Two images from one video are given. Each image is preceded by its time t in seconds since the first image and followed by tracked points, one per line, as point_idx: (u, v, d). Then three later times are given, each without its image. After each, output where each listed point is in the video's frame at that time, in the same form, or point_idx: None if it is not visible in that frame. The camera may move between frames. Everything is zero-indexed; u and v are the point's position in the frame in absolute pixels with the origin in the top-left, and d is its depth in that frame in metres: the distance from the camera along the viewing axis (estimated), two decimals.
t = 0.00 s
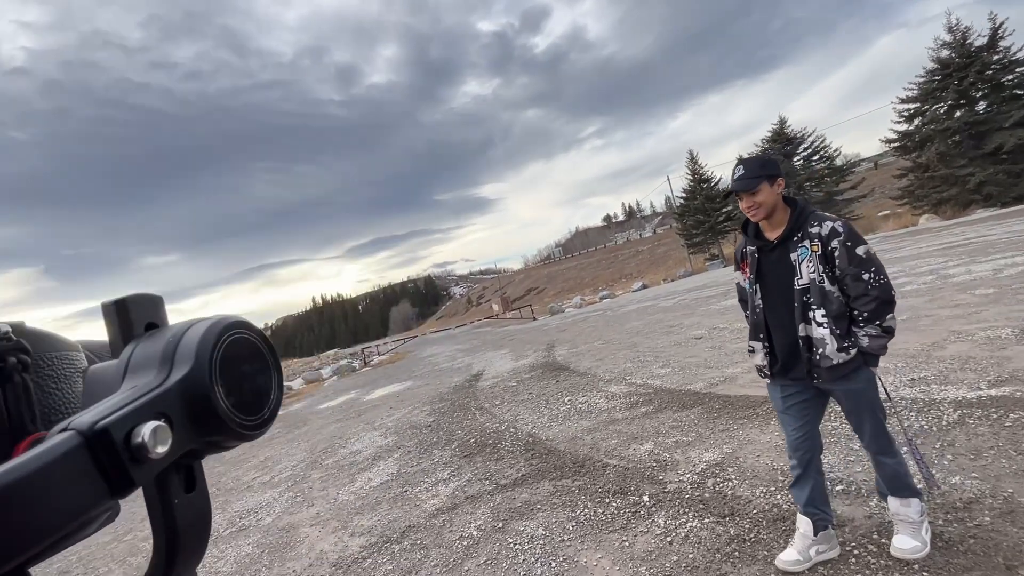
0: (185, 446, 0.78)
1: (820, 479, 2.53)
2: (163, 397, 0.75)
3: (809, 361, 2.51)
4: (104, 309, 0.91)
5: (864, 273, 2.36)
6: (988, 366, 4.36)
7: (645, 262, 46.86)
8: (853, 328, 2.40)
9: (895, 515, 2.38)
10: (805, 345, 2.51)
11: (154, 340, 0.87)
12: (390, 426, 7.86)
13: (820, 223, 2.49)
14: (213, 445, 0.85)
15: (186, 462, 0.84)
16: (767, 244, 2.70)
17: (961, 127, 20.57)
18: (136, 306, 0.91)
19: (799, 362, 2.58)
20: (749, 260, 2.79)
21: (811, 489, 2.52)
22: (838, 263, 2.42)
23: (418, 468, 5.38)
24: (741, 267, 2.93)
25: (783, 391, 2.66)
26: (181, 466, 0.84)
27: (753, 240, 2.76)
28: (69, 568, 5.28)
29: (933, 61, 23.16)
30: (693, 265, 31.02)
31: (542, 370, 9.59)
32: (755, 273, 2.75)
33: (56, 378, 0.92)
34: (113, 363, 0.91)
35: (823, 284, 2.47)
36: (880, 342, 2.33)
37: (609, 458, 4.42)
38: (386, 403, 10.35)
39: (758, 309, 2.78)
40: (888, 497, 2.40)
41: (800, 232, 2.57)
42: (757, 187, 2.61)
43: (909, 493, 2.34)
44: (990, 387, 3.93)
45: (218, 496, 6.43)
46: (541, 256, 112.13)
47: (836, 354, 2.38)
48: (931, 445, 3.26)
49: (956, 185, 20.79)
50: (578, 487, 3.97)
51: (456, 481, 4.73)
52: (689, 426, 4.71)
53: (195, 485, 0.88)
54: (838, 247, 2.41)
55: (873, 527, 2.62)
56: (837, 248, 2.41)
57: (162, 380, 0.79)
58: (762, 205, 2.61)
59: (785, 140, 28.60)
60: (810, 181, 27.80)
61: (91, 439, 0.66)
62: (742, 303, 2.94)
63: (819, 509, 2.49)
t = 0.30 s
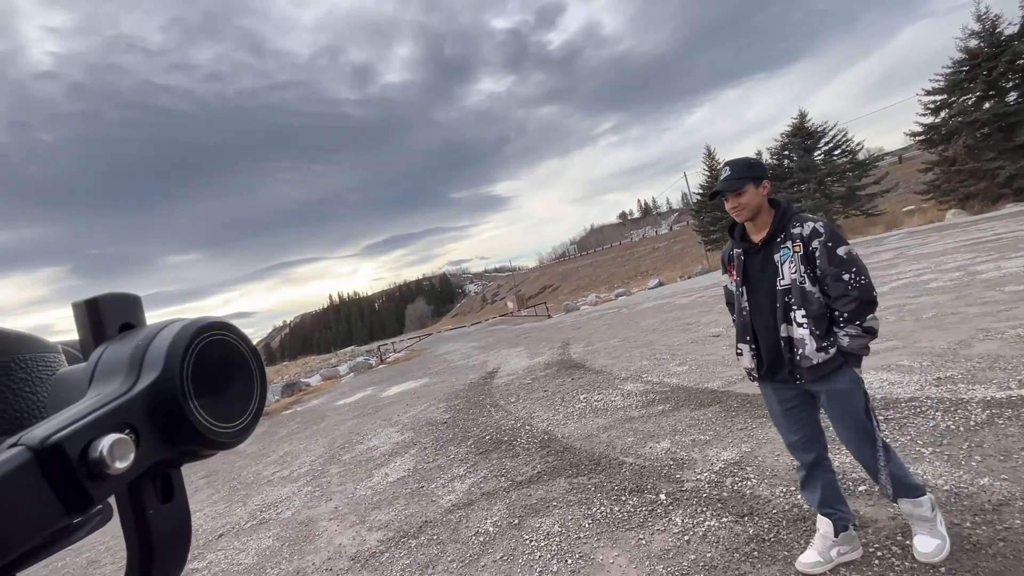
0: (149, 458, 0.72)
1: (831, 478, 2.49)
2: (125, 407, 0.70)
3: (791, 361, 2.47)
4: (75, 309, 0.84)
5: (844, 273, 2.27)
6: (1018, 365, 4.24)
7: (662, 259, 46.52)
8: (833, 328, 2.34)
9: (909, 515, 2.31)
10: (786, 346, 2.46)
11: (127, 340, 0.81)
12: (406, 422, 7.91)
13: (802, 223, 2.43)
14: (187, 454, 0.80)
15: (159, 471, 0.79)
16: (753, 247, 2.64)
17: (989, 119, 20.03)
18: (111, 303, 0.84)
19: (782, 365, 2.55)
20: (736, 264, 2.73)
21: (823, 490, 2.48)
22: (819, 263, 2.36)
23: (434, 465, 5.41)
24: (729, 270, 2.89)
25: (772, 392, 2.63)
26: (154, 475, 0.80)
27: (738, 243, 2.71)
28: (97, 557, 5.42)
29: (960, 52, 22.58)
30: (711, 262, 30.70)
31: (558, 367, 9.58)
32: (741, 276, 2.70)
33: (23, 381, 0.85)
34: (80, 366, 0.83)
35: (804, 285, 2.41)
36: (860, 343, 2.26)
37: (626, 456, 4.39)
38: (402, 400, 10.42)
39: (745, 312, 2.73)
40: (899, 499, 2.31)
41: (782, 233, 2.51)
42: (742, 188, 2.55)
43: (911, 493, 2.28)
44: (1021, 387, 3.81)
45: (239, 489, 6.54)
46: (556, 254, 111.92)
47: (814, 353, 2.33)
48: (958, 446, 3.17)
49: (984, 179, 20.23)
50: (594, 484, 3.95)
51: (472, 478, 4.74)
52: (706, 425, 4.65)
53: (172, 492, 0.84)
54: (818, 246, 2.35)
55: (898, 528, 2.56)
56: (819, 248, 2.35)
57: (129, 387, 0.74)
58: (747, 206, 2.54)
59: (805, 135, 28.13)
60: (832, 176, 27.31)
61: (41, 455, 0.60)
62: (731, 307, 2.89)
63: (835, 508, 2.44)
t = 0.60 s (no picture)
0: (222, 437, 0.85)
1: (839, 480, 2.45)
2: (200, 392, 0.82)
3: (790, 364, 2.42)
4: (144, 302, 0.98)
5: (841, 274, 2.24)
6: None
7: (669, 258, 46.28)
8: (831, 329, 2.32)
9: (878, 543, 2.24)
10: (783, 349, 2.44)
11: (195, 333, 0.93)
12: (414, 422, 7.92)
13: (796, 225, 2.40)
14: (247, 439, 0.91)
15: (222, 454, 0.90)
16: (747, 250, 2.63)
17: (1004, 116, 19.77)
18: (176, 302, 0.98)
19: (781, 369, 2.51)
20: (732, 268, 2.72)
21: (831, 491, 2.44)
22: (816, 266, 2.32)
23: (441, 463, 5.42)
24: (727, 273, 2.87)
25: (774, 396, 2.60)
26: (218, 458, 0.90)
27: (733, 246, 2.69)
28: (108, 554, 5.47)
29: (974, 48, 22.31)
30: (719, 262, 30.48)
31: (565, 367, 9.55)
32: (738, 280, 2.69)
33: (99, 371, 0.98)
34: (150, 355, 0.96)
35: (799, 288, 2.38)
36: (857, 344, 2.23)
37: (633, 455, 4.37)
38: (409, 400, 10.42)
39: (743, 316, 2.70)
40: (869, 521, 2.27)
41: (777, 236, 2.47)
42: (737, 189, 2.53)
43: (887, 517, 2.21)
44: None
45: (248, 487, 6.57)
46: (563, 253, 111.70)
47: (812, 356, 2.31)
48: (971, 447, 3.13)
49: (998, 176, 19.98)
50: (601, 484, 3.95)
51: (479, 477, 4.74)
52: (715, 425, 4.63)
53: (231, 478, 0.95)
54: (815, 248, 2.32)
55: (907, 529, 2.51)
56: (814, 250, 2.32)
57: (200, 374, 0.86)
58: (741, 209, 2.53)
59: (815, 133, 27.88)
60: (842, 174, 27.05)
61: (135, 430, 0.73)
62: (729, 309, 2.88)
63: (846, 510, 2.41)
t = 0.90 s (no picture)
0: (233, 416, 0.82)
1: (842, 483, 2.44)
2: (210, 371, 0.80)
3: (787, 368, 2.42)
4: (154, 289, 0.96)
5: (840, 277, 2.21)
6: None
7: (670, 259, 46.32)
8: (831, 334, 2.28)
9: (872, 554, 2.22)
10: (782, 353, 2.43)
11: (205, 316, 0.91)
12: (414, 422, 7.93)
13: (795, 227, 2.38)
14: (257, 422, 0.89)
15: (230, 438, 0.86)
16: (748, 250, 2.62)
17: (1005, 116, 19.79)
18: (186, 287, 0.96)
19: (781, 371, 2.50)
20: (733, 268, 2.71)
21: (834, 494, 2.43)
22: (814, 268, 2.30)
23: (441, 464, 5.42)
24: (728, 273, 2.87)
25: (776, 397, 2.58)
26: (226, 442, 0.87)
27: (734, 246, 2.68)
28: (109, 555, 5.48)
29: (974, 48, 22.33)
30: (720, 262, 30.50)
31: (565, 368, 9.55)
32: (739, 281, 2.68)
33: (112, 357, 0.96)
34: (162, 341, 0.93)
35: (797, 291, 2.36)
36: (857, 350, 2.17)
37: (633, 457, 4.36)
38: (409, 401, 10.43)
39: (744, 316, 2.70)
40: (864, 529, 2.24)
41: (776, 238, 2.46)
42: (749, 187, 2.52)
43: (883, 527, 2.19)
44: None
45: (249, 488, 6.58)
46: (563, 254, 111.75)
47: (809, 361, 2.29)
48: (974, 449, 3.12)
49: (1000, 177, 19.95)
50: (601, 485, 3.93)
51: (479, 478, 4.73)
52: (716, 426, 4.61)
53: (239, 462, 0.91)
54: (813, 250, 2.30)
55: (909, 530, 2.49)
56: (812, 253, 2.29)
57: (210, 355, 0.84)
58: (751, 206, 2.52)
59: (816, 134, 27.90)
60: (843, 175, 27.07)
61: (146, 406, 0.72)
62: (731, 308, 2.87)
63: (848, 513, 2.40)
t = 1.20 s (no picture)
0: (289, 389, 0.87)
1: (836, 485, 2.47)
2: (269, 343, 0.84)
3: (787, 371, 2.44)
4: (203, 267, 0.97)
5: (839, 281, 2.24)
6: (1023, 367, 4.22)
7: (664, 261, 46.45)
8: (829, 337, 2.30)
9: (864, 554, 2.25)
10: (781, 355, 2.45)
11: (256, 291, 0.95)
12: (408, 425, 7.91)
13: (795, 229, 2.40)
14: (306, 395, 0.93)
15: (280, 412, 0.91)
16: (747, 252, 2.64)
17: (993, 120, 19.98)
18: (232, 265, 0.99)
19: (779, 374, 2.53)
20: (732, 269, 2.73)
21: (828, 496, 2.46)
22: (812, 271, 2.33)
23: (436, 467, 5.42)
24: (727, 274, 2.89)
25: (774, 399, 2.61)
26: (274, 416, 0.92)
27: (734, 247, 2.70)
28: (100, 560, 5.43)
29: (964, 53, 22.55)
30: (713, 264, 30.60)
31: (559, 370, 9.56)
32: (738, 282, 2.71)
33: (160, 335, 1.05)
34: (213, 319, 0.97)
35: (796, 293, 2.38)
36: (855, 353, 2.21)
37: (628, 458, 4.38)
38: (404, 403, 10.41)
39: (743, 317, 2.73)
40: (857, 529, 2.27)
41: (775, 239, 2.48)
42: (745, 188, 2.55)
43: (876, 526, 2.22)
44: None
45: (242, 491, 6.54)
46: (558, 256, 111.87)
47: (808, 364, 2.30)
48: (963, 448, 3.16)
49: (988, 180, 20.12)
50: (596, 486, 3.95)
51: (474, 480, 4.73)
52: (709, 427, 4.65)
53: (284, 437, 0.97)
54: (811, 253, 2.32)
55: (899, 529, 2.52)
56: (811, 255, 2.32)
57: (267, 329, 0.88)
58: (746, 208, 2.55)
59: (808, 137, 28.07)
60: (834, 177, 27.25)
61: (217, 374, 0.76)
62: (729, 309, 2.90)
63: (841, 513, 2.43)
